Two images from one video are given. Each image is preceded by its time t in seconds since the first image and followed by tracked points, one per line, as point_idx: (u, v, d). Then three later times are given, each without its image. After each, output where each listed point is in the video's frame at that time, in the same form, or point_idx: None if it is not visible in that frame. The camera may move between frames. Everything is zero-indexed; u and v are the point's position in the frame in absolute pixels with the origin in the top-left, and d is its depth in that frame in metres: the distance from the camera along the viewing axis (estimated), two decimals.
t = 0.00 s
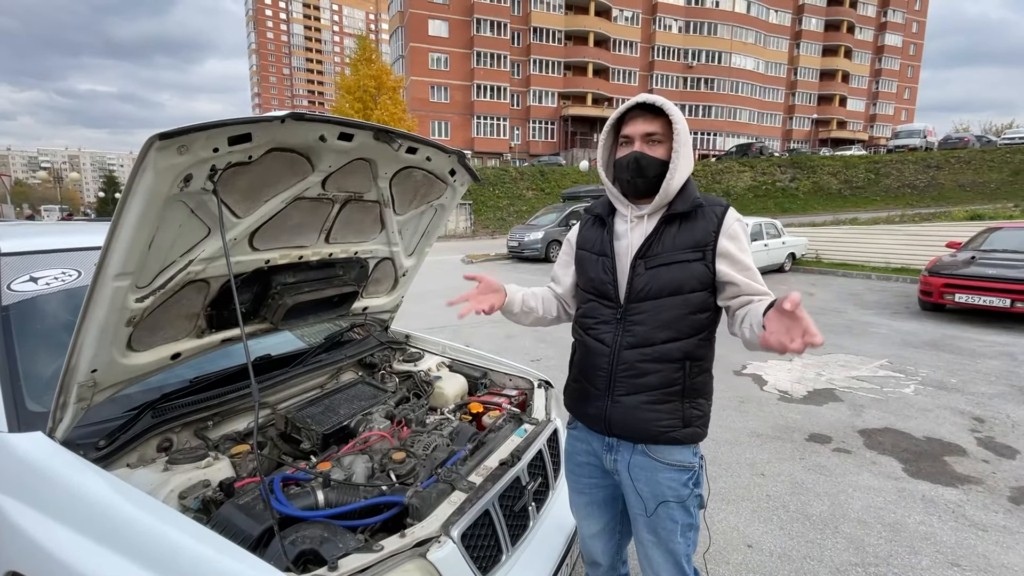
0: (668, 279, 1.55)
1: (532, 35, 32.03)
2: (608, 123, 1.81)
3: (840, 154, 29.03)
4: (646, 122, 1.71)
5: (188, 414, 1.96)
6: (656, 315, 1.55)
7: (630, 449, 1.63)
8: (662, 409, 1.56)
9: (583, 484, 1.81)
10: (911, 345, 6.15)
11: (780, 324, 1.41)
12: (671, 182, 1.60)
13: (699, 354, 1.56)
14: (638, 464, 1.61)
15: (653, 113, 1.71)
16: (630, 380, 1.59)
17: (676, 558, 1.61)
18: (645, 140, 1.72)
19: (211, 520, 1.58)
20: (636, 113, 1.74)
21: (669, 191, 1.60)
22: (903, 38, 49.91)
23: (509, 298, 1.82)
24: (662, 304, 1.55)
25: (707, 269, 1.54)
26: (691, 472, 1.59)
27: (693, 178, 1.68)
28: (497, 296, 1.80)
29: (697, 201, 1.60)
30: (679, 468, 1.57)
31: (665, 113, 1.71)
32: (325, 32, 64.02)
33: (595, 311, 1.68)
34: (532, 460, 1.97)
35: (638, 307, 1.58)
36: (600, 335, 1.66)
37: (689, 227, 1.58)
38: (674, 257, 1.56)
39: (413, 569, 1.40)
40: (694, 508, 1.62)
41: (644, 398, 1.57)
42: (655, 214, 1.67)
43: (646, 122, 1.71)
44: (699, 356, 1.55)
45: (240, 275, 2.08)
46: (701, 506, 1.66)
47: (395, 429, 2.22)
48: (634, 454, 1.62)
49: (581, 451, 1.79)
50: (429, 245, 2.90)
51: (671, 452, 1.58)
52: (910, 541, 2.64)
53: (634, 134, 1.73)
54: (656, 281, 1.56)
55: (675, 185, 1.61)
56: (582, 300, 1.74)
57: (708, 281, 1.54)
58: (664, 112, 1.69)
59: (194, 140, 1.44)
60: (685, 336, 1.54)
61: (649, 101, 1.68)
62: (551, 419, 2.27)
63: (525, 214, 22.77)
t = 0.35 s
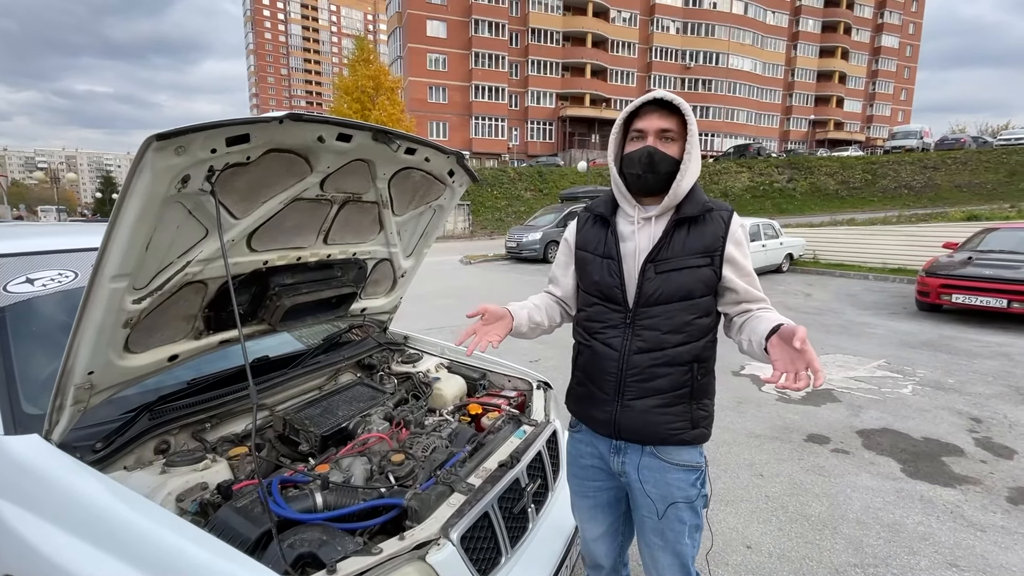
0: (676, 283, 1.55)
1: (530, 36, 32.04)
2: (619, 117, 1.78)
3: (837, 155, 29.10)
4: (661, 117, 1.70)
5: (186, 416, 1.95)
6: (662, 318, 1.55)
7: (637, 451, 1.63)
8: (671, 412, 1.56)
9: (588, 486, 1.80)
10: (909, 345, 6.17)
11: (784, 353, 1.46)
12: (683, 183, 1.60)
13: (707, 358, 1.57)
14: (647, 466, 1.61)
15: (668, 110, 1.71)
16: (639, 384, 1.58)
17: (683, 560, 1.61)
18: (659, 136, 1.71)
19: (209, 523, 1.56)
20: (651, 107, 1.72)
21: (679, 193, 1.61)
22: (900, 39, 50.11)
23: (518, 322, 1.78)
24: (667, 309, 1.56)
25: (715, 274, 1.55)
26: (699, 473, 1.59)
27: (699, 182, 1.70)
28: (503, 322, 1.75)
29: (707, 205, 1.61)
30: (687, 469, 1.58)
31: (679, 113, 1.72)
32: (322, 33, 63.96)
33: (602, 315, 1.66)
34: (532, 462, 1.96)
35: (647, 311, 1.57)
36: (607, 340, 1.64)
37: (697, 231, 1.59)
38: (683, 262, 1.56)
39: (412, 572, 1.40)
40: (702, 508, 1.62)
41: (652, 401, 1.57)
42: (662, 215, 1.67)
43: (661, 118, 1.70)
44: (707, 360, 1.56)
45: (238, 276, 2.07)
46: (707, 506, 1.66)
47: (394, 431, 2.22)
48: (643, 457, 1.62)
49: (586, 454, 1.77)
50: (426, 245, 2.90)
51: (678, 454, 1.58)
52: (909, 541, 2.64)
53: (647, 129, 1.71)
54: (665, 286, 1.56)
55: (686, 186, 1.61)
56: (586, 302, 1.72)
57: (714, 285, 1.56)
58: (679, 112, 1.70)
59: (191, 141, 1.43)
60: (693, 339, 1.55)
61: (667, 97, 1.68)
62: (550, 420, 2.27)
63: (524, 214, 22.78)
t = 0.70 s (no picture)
0: (669, 283, 1.55)
1: (527, 37, 32.05)
2: (611, 123, 1.78)
3: (833, 156, 29.24)
4: (652, 123, 1.69)
5: (183, 418, 1.94)
6: (657, 319, 1.55)
7: (629, 451, 1.63)
8: (662, 412, 1.55)
9: (581, 486, 1.80)
10: (905, 346, 6.19)
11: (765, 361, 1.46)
12: (675, 187, 1.60)
13: (700, 358, 1.55)
14: (638, 466, 1.61)
15: (660, 114, 1.69)
16: (631, 384, 1.58)
17: (676, 561, 1.61)
18: (650, 141, 1.70)
19: (205, 526, 1.55)
20: (641, 113, 1.71)
21: (672, 196, 1.60)
22: (895, 41, 50.37)
23: (520, 324, 1.77)
24: (660, 309, 1.55)
25: (707, 275, 1.55)
26: (691, 475, 1.58)
27: (694, 183, 1.69)
28: (506, 326, 1.74)
29: (700, 206, 1.61)
30: (679, 470, 1.57)
31: (671, 115, 1.69)
32: (319, 33, 63.87)
33: (596, 314, 1.67)
34: (529, 463, 1.96)
35: (640, 311, 1.57)
36: (601, 339, 1.64)
37: (690, 232, 1.58)
38: (676, 262, 1.56)
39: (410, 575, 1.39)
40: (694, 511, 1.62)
41: (645, 401, 1.57)
42: (656, 217, 1.67)
43: (652, 123, 1.69)
44: (699, 360, 1.55)
45: (234, 278, 2.05)
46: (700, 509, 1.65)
47: (392, 433, 2.21)
48: (634, 457, 1.62)
49: (580, 453, 1.77)
50: (424, 246, 2.88)
51: (670, 454, 1.58)
52: (906, 542, 2.64)
53: (639, 134, 1.71)
54: (659, 285, 1.56)
55: (680, 188, 1.60)
56: (582, 302, 1.72)
57: (708, 285, 1.55)
58: (670, 115, 1.68)
59: (187, 141, 1.42)
60: (687, 339, 1.54)
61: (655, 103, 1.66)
62: (549, 422, 2.27)
63: (521, 215, 22.79)
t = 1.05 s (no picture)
0: (667, 284, 1.55)
1: (524, 38, 32.07)
2: (603, 127, 1.78)
3: (829, 157, 29.38)
4: (646, 126, 1.70)
5: (180, 420, 1.93)
6: (657, 321, 1.55)
7: (634, 452, 1.62)
8: (667, 412, 1.56)
9: (582, 489, 1.79)
10: (901, 346, 6.21)
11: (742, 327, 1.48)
12: (669, 188, 1.61)
13: (700, 357, 1.58)
14: (644, 466, 1.60)
15: (653, 118, 1.70)
16: (635, 386, 1.58)
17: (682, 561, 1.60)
18: (644, 145, 1.71)
19: (203, 529, 1.55)
20: (634, 117, 1.72)
21: (666, 198, 1.61)
22: (890, 44, 50.67)
23: (516, 328, 1.77)
24: (658, 310, 1.56)
25: (703, 274, 1.55)
26: (694, 473, 1.59)
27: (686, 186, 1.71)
28: (502, 331, 1.74)
29: (693, 207, 1.62)
30: (684, 468, 1.58)
31: (664, 119, 1.71)
32: (316, 34, 63.77)
33: (595, 318, 1.66)
34: (529, 464, 1.96)
35: (639, 313, 1.57)
36: (602, 343, 1.64)
37: (685, 232, 1.59)
38: (672, 262, 1.56)
39: None
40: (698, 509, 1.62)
41: (647, 403, 1.57)
42: (650, 219, 1.67)
43: (646, 127, 1.70)
44: (699, 359, 1.57)
45: (232, 278, 2.04)
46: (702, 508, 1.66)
47: (390, 434, 2.20)
48: (640, 458, 1.61)
49: (582, 457, 1.77)
50: (421, 248, 2.87)
51: (674, 453, 1.58)
52: (902, 541, 2.65)
53: (633, 138, 1.71)
54: (658, 286, 1.56)
55: (674, 190, 1.61)
56: (579, 306, 1.72)
57: (704, 285, 1.56)
58: (663, 118, 1.69)
59: (184, 142, 1.41)
60: (686, 340, 1.55)
61: (650, 106, 1.67)
62: (547, 423, 2.27)
63: (518, 216, 22.81)
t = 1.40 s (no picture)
0: (685, 290, 1.55)
1: (521, 40, 32.15)
2: (617, 119, 1.75)
3: (824, 159, 29.53)
4: (662, 119, 1.69)
5: (177, 421, 1.92)
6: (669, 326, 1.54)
7: (647, 463, 1.60)
8: (683, 422, 1.55)
9: (589, 502, 1.74)
10: (896, 347, 6.25)
11: (785, 357, 1.48)
12: (684, 186, 1.62)
13: (715, 364, 1.58)
14: (659, 479, 1.58)
15: (669, 111, 1.70)
16: (651, 397, 1.56)
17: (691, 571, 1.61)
18: (661, 138, 1.70)
19: (201, 530, 1.55)
20: (650, 109, 1.71)
21: (681, 197, 1.61)
22: (884, 47, 51.04)
23: (531, 347, 1.71)
24: (677, 317, 1.55)
25: (721, 279, 1.57)
26: (707, 484, 1.59)
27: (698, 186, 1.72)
28: (519, 353, 1.67)
29: (710, 210, 1.63)
30: (698, 480, 1.57)
31: (679, 112, 1.71)
32: (313, 35, 63.73)
33: (608, 326, 1.62)
34: (527, 465, 1.96)
35: (655, 320, 1.55)
36: (615, 352, 1.60)
37: (702, 235, 1.59)
38: (691, 268, 1.56)
39: None
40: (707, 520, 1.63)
41: (664, 414, 1.55)
42: (665, 220, 1.67)
43: (663, 119, 1.69)
44: (714, 367, 1.57)
45: (230, 279, 2.04)
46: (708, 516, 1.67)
47: (388, 435, 2.19)
48: (653, 469, 1.59)
49: (590, 470, 1.72)
50: (419, 249, 2.88)
51: (688, 463, 1.57)
52: (898, 541, 2.66)
53: (650, 130, 1.70)
54: (674, 293, 1.54)
55: (688, 189, 1.62)
56: (589, 312, 1.67)
57: (720, 290, 1.57)
58: (679, 112, 1.69)
59: (183, 142, 1.41)
60: (703, 347, 1.56)
61: (669, 98, 1.67)
62: (544, 423, 2.27)
63: (515, 218, 22.82)
